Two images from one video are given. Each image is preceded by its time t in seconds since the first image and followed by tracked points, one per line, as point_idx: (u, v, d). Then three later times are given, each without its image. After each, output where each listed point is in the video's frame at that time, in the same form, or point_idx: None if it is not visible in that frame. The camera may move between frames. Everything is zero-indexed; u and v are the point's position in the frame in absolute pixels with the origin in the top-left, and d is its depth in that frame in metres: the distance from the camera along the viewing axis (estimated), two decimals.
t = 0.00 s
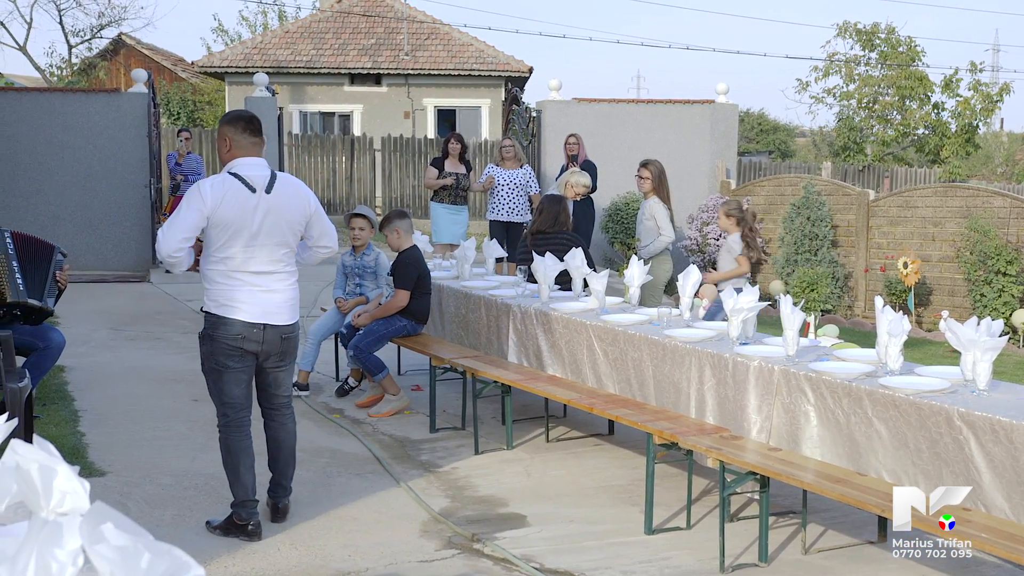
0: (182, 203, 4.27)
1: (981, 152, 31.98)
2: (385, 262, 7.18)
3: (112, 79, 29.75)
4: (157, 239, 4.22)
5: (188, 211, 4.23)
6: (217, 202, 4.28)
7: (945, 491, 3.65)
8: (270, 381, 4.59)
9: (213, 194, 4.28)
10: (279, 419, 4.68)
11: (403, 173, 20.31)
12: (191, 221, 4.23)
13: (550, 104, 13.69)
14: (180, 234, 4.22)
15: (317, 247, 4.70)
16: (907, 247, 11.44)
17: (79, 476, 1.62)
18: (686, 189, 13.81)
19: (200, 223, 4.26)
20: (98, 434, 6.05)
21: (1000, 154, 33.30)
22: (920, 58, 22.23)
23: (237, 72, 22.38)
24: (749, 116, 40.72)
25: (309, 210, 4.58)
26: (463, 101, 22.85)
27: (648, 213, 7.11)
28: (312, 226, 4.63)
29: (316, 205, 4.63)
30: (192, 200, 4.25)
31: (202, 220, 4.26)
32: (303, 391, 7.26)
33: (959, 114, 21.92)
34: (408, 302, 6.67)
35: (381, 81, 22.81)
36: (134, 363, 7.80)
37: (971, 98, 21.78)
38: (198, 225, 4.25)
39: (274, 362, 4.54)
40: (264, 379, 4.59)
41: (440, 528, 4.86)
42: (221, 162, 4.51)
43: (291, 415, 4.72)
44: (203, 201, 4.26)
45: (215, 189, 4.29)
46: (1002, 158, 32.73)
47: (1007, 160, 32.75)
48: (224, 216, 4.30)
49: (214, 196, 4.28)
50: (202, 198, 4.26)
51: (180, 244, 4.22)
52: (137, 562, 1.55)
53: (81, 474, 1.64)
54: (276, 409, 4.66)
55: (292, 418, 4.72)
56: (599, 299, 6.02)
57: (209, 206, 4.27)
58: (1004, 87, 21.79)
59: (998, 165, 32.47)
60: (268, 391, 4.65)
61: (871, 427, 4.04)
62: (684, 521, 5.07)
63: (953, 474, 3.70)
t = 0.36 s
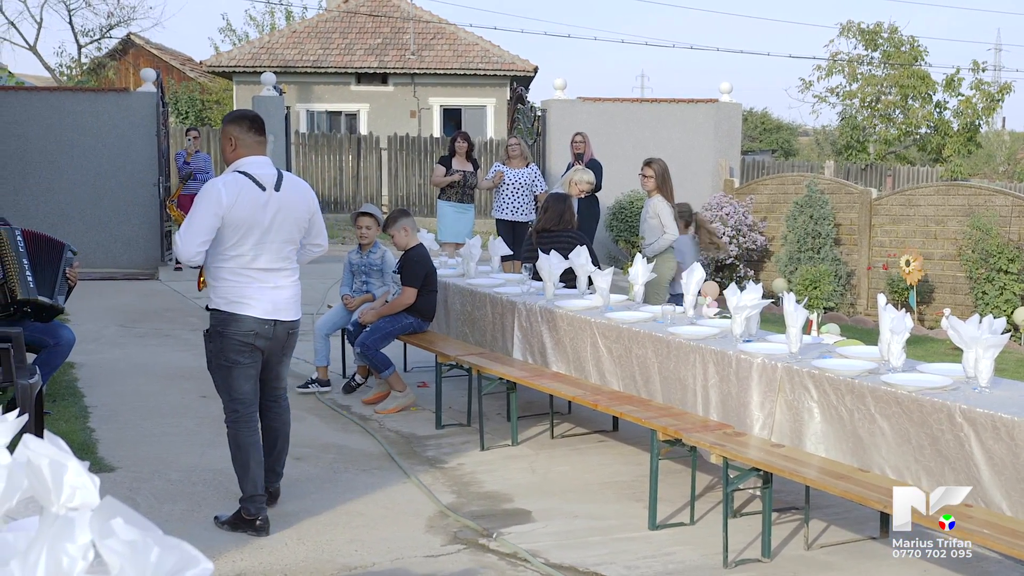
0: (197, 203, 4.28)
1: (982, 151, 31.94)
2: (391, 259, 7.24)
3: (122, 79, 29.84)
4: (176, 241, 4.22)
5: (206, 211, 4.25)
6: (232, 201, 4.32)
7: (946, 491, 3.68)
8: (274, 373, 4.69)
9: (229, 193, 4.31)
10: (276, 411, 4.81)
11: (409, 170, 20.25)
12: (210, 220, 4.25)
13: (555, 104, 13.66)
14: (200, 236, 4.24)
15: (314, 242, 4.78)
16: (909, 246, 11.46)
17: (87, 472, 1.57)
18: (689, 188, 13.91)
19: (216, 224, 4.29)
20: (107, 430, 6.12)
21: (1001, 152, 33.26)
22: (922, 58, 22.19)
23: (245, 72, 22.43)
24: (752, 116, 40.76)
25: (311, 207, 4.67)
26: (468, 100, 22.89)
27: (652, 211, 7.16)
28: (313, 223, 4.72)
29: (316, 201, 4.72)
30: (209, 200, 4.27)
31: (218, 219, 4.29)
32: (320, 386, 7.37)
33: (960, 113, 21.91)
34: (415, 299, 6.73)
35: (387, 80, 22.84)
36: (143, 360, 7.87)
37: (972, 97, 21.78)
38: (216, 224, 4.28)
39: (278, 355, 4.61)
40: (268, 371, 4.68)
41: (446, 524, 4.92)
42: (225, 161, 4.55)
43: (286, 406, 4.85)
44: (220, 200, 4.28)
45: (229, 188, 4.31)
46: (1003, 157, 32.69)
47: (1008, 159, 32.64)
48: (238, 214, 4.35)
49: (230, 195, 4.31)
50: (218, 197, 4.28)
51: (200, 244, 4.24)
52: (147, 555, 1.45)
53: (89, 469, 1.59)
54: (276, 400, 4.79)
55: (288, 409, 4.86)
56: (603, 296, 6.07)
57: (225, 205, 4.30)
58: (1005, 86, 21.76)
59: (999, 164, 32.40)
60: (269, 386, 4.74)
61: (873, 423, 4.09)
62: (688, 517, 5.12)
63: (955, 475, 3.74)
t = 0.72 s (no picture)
0: (220, 203, 4.38)
1: (979, 152, 31.96)
2: (399, 257, 7.35)
3: (134, 81, 30.04)
4: (198, 241, 4.33)
5: (230, 210, 4.37)
6: (254, 201, 4.44)
7: (946, 491, 3.76)
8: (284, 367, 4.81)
9: (251, 193, 4.44)
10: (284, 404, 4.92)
11: (416, 174, 20.48)
12: (234, 219, 4.37)
13: (560, 105, 13.96)
14: (223, 235, 4.36)
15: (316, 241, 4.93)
16: (908, 245, 11.54)
17: (103, 467, 1.69)
18: (691, 189, 13.88)
19: (238, 224, 4.41)
20: (121, 426, 6.24)
21: (1000, 153, 33.28)
22: (920, 60, 22.22)
23: (256, 74, 22.56)
24: (754, 117, 40.87)
25: (319, 207, 4.82)
26: (474, 102, 22.94)
27: (655, 211, 7.28)
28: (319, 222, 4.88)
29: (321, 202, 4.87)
30: (233, 200, 4.38)
31: (242, 218, 4.41)
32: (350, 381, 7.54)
33: (958, 114, 22.02)
34: (423, 297, 6.85)
35: (395, 82, 22.94)
36: (156, 357, 8.00)
37: (970, 99, 21.86)
38: (239, 223, 4.40)
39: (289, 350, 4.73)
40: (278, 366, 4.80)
41: (453, 518, 5.02)
42: (238, 162, 4.65)
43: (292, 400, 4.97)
44: (243, 200, 4.41)
45: (252, 188, 4.44)
46: (1001, 158, 32.69)
47: (1005, 159, 32.65)
48: (260, 214, 4.47)
49: (252, 196, 4.43)
50: (242, 197, 4.40)
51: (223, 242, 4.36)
52: (160, 548, 1.53)
53: (104, 464, 1.70)
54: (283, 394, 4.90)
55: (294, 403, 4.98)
56: (608, 295, 6.18)
57: (248, 204, 4.43)
58: (1002, 88, 21.80)
59: (997, 165, 32.41)
60: (278, 380, 4.85)
61: (872, 420, 4.18)
62: (691, 511, 5.22)
63: (954, 473, 3.82)
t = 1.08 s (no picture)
0: (238, 201, 4.50)
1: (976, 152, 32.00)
2: (405, 255, 7.44)
3: (146, 83, 30.25)
4: (216, 236, 4.44)
5: (247, 208, 4.48)
6: (270, 200, 4.56)
7: (946, 492, 3.78)
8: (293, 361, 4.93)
9: (267, 191, 4.55)
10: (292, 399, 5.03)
11: (423, 173, 20.55)
12: (251, 217, 4.49)
13: (564, 107, 13.98)
14: (240, 232, 4.47)
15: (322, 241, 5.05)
16: (907, 244, 11.63)
17: (116, 461, 1.75)
18: (693, 188, 14.04)
19: (255, 221, 4.52)
20: (134, 421, 6.36)
21: (996, 154, 33.36)
22: (919, 62, 22.24)
23: (266, 76, 22.69)
24: (754, 118, 41.00)
25: (328, 208, 4.94)
26: (480, 103, 23.07)
27: (658, 210, 7.35)
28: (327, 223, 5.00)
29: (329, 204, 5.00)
30: (251, 198, 4.50)
31: (259, 216, 4.53)
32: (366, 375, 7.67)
33: (956, 116, 22.25)
34: (429, 295, 6.94)
35: (402, 84, 23.04)
36: (167, 354, 8.12)
37: (967, 100, 21.95)
38: (256, 221, 4.52)
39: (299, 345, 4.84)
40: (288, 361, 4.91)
41: (460, 511, 5.13)
42: (250, 163, 4.76)
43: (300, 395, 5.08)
44: (261, 198, 4.52)
45: (268, 187, 4.56)
46: (998, 158, 32.74)
47: (1002, 160, 32.71)
48: (276, 213, 4.59)
49: (269, 195, 4.56)
50: (259, 195, 4.52)
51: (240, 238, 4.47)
52: (173, 539, 1.59)
53: (117, 457, 1.77)
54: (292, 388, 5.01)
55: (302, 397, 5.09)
56: (611, 293, 6.28)
57: (264, 203, 4.54)
58: (999, 90, 21.87)
59: (994, 166, 32.46)
60: (287, 375, 4.96)
61: (870, 416, 4.27)
62: (692, 505, 5.32)
63: (951, 469, 3.90)
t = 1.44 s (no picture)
0: (251, 198, 4.61)
1: (974, 151, 32.06)
2: (411, 254, 7.56)
3: (159, 85, 30.46)
4: (230, 232, 4.55)
5: (259, 204, 4.59)
6: (282, 197, 4.68)
7: (946, 492, 3.82)
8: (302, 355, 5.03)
9: (279, 188, 4.67)
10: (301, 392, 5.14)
11: (430, 173, 20.64)
12: (263, 213, 4.60)
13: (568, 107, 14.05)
14: (252, 228, 4.58)
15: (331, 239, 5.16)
16: (907, 241, 11.70)
17: (128, 455, 1.93)
18: (693, 187, 14.13)
19: (267, 216, 4.63)
20: (147, 416, 6.48)
21: (993, 153, 33.40)
22: (918, 63, 22.28)
23: (275, 78, 22.81)
24: (755, 118, 41.10)
25: (337, 207, 5.05)
26: (486, 104, 23.13)
27: (661, 209, 7.44)
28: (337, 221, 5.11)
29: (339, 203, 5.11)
30: (263, 194, 4.61)
31: (270, 212, 4.64)
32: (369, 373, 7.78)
33: (954, 116, 22.20)
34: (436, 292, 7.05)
35: (409, 85, 23.17)
36: (180, 350, 8.24)
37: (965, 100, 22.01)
38: (268, 217, 4.63)
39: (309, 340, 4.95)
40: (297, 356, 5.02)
41: (466, 505, 5.24)
42: (262, 162, 4.86)
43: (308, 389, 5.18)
44: (272, 195, 4.64)
45: (279, 184, 4.68)
46: (995, 157, 32.76)
47: (999, 159, 32.74)
48: (287, 210, 4.70)
49: (280, 192, 4.67)
50: (271, 192, 4.63)
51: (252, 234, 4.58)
52: (185, 536, 1.60)
53: (129, 452, 1.95)
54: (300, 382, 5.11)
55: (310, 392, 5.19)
56: (615, 290, 6.38)
57: (276, 199, 4.65)
58: (996, 90, 21.90)
59: (991, 165, 32.47)
60: (295, 369, 5.07)
61: (868, 411, 4.36)
62: (695, 499, 5.41)
63: (948, 463, 3.98)
